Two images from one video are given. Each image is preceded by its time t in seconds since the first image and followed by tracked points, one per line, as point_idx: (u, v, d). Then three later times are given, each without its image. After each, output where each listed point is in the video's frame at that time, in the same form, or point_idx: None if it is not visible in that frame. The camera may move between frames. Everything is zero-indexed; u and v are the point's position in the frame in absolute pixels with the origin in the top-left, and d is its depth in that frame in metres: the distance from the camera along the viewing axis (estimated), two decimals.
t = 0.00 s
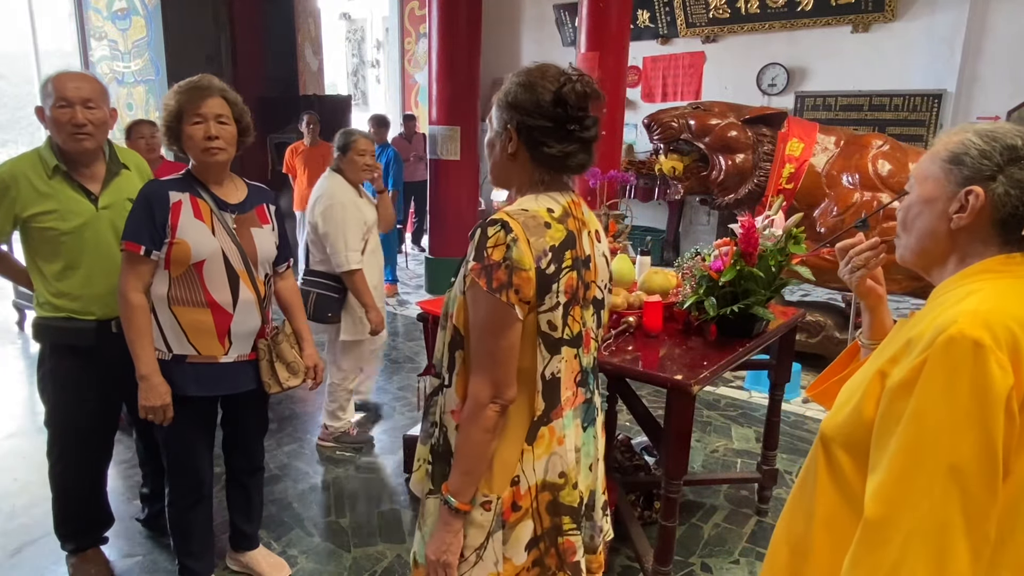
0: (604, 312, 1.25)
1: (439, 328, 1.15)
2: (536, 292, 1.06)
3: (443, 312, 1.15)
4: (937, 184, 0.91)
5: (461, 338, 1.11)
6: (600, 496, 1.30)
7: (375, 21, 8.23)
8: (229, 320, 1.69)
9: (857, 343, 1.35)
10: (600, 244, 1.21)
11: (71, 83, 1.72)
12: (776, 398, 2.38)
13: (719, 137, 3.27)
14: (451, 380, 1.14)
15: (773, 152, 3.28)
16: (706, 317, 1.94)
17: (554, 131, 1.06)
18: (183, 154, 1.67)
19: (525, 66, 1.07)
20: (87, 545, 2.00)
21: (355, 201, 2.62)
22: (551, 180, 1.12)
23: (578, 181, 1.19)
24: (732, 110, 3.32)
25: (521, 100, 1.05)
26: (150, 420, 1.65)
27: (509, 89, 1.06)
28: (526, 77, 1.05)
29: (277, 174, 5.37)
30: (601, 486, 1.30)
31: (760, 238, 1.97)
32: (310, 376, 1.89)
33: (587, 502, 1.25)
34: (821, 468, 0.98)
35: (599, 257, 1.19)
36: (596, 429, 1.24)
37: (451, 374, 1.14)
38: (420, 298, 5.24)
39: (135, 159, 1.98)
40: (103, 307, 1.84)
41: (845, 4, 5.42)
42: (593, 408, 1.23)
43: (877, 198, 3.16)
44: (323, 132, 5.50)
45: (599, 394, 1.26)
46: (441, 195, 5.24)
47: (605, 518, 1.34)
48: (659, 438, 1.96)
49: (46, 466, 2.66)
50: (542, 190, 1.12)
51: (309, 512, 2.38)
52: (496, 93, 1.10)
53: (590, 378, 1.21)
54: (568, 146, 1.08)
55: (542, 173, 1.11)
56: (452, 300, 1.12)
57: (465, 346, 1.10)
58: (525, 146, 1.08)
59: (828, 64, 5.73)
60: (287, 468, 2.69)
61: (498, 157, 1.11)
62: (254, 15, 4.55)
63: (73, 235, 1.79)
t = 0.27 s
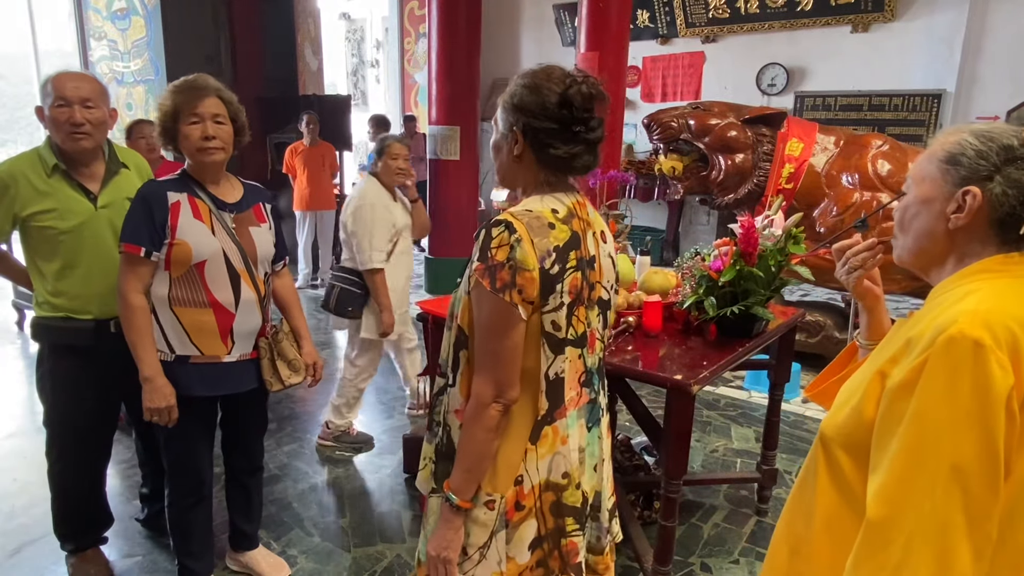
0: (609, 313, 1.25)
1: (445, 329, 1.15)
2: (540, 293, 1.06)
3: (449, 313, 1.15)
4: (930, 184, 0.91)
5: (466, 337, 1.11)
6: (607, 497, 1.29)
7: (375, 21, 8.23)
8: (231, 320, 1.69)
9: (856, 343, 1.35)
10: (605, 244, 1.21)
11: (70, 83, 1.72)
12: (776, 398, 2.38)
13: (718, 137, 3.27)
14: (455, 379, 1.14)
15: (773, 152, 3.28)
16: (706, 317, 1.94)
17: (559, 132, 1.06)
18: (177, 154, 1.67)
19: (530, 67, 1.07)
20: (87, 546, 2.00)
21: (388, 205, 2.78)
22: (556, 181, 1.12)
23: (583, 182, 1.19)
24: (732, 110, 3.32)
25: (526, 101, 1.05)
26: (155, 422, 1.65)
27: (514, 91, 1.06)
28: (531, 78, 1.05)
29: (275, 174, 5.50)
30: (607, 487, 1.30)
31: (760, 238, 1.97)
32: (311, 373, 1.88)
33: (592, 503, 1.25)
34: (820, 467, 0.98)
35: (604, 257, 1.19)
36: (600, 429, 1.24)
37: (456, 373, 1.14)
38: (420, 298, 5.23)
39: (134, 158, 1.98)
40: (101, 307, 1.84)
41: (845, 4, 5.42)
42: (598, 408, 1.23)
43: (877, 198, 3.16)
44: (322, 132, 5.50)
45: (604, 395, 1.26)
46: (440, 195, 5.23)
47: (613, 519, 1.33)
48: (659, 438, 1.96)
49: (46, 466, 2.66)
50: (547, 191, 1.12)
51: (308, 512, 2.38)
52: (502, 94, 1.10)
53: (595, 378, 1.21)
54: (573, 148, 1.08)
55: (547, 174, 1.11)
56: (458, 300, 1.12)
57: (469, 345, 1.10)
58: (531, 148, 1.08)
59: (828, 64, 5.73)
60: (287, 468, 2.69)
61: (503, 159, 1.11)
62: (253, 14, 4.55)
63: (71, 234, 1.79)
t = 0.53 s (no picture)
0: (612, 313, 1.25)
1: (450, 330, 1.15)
2: (545, 293, 1.06)
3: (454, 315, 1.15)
4: (923, 183, 0.92)
5: (471, 339, 1.11)
6: (617, 496, 1.29)
7: (373, 21, 8.23)
8: (233, 320, 1.69)
9: (850, 342, 1.35)
10: (609, 246, 1.21)
11: (66, 83, 1.71)
12: (774, 398, 2.38)
13: (716, 137, 3.27)
14: (461, 380, 1.14)
15: (771, 152, 3.28)
16: (704, 316, 1.94)
17: (564, 135, 1.06)
18: (171, 154, 1.66)
19: (534, 71, 1.07)
20: (85, 546, 2.00)
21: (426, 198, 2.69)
22: (560, 183, 1.12)
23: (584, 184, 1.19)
24: (730, 110, 3.32)
25: (530, 105, 1.05)
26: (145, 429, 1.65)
27: (518, 95, 1.07)
28: (535, 83, 1.05)
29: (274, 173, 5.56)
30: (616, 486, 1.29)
31: (758, 239, 1.97)
32: (311, 371, 1.88)
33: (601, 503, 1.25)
34: (818, 467, 0.98)
35: (607, 259, 1.19)
36: (607, 429, 1.24)
37: (462, 374, 1.14)
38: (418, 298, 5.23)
39: (132, 158, 1.97)
40: (99, 306, 1.84)
41: (843, 4, 5.42)
42: (603, 408, 1.23)
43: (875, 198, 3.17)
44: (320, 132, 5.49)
45: (609, 395, 1.26)
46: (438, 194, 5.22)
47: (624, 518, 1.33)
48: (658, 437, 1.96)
49: (43, 467, 2.66)
50: (550, 192, 1.12)
51: (307, 513, 2.38)
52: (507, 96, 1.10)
53: (600, 378, 1.21)
54: (579, 150, 1.08)
55: (551, 176, 1.11)
56: (463, 302, 1.12)
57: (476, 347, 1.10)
58: (535, 151, 1.08)
59: (825, 64, 5.73)
60: (285, 468, 2.68)
61: (508, 162, 1.11)
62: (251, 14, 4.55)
63: (68, 234, 1.79)
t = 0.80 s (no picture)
0: (606, 314, 1.25)
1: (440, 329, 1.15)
2: (533, 293, 1.06)
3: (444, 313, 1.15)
4: (916, 181, 0.92)
5: (462, 337, 1.11)
6: (615, 494, 1.28)
7: (367, 21, 8.21)
8: (232, 320, 1.69)
9: (843, 342, 1.34)
10: (602, 246, 1.20)
11: (56, 83, 1.70)
12: (770, 397, 2.39)
13: (712, 137, 3.27)
14: (454, 379, 1.14)
15: (766, 151, 3.28)
16: (700, 316, 1.94)
17: (560, 135, 1.06)
18: (161, 155, 1.65)
19: (535, 67, 1.07)
20: (79, 549, 1.99)
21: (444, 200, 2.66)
22: (555, 182, 1.12)
23: (580, 184, 1.19)
24: (725, 110, 3.32)
25: (528, 101, 1.05)
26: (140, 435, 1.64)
27: (518, 90, 1.06)
28: (535, 79, 1.05)
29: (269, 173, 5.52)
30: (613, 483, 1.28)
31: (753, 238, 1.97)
32: (309, 370, 1.87)
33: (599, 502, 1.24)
34: (814, 465, 0.98)
35: (599, 259, 1.18)
36: (601, 430, 1.23)
37: (454, 373, 1.14)
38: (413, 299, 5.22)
39: (126, 159, 1.96)
40: (93, 309, 1.82)
41: (837, 4, 5.44)
42: (597, 409, 1.22)
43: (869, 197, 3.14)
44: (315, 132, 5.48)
45: (603, 396, 1.25)
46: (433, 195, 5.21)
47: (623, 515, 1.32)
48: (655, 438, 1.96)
49: (36, 469, 2.64)
50: (544, 191, 1.11)
51: (303, 514, 2.37)
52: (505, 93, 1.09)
53: (592, 379, 1.20)
54: (574, 151, 1.08)
55: (547, 175, 1.11)
56: (452, 300, 1.11)
57: (466, 346, 1.10)
58: (531, 148, 1.08)
59: (820, 64, 5.75)
60: (281, 469, 2.67)
61: (504, 158, 1.11)
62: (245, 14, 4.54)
63: (62, 236, 1.78)
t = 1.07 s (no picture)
0: (591, 313, 1.25)
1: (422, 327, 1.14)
2: (515, 292, 1.06)
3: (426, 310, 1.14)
4: (907, 179, 0.92)
5: (444, 337, 1.11)
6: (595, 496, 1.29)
7: (359, 21, 8.19)
8: (224, 322, 1.68)
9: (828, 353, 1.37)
10: (586, 244, 1.20)
11: (42, 84, 1.68)
12: (761, 397, 2.40)
13: (703, 137, 3.28)
14: (435, 378, 1.14)
15: (756, 151, 3.30)
16: (692, 316, 1.94)
17: (539, 138, 1.06)
18: (151, 156, 1.64)
19: (519, 66, 1.07)
20: (69, 554, 1.97)
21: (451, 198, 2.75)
22: (538, 182, 1.12)
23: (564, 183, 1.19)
24: (716, 110, 3.33)
25: (509, 101, 1.04)
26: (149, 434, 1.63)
27: (501, 89, 1.06)
28: (518, 78, 1.05)
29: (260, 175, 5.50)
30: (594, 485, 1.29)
31: (744, 238, 1.97)
32: (301, 371, 1.85)
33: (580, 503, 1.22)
34: (805, 464, 0.98)
35: (583, 257, 1.19)
36: (585, 429, 1.22)
37: (435, 372, 1.13)
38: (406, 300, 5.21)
39: (116, 161, 1.95)
40: (82, 312, 1.81)
41: (827, 5, 5.47)
42: (582, 408, 1.21)
43: (859, 197, 3.18)
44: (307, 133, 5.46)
45: (588, 395, 1.25)
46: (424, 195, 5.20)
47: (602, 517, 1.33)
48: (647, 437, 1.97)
49: (25, 473, 2.62)
50: (526, 191, 1.11)
51: (295, 517, 2.36)
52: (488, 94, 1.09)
53: (577, 378, 1.20)
54: (553, 154, 1.08)
55: (529, 175, 1.11)
56: (435, 300, 1.11)
57: (447, 345, 1.09)
58: (511, 149, 1.08)
59: (810, 64, 5.78)
60: (273, 472, 2.66)
61: (485, 157, 1.11)
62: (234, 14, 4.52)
63: (50, 238, 1.77)
